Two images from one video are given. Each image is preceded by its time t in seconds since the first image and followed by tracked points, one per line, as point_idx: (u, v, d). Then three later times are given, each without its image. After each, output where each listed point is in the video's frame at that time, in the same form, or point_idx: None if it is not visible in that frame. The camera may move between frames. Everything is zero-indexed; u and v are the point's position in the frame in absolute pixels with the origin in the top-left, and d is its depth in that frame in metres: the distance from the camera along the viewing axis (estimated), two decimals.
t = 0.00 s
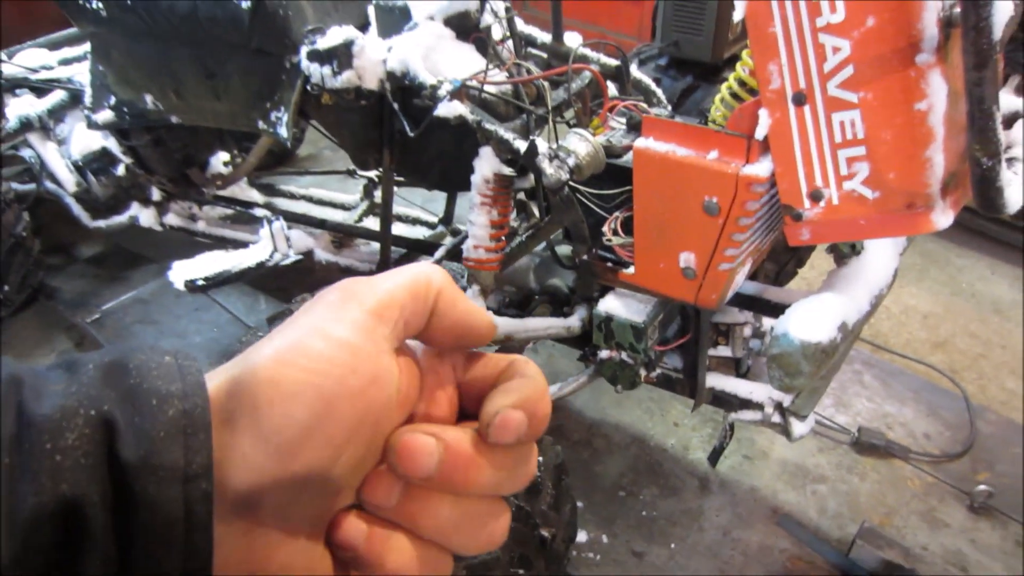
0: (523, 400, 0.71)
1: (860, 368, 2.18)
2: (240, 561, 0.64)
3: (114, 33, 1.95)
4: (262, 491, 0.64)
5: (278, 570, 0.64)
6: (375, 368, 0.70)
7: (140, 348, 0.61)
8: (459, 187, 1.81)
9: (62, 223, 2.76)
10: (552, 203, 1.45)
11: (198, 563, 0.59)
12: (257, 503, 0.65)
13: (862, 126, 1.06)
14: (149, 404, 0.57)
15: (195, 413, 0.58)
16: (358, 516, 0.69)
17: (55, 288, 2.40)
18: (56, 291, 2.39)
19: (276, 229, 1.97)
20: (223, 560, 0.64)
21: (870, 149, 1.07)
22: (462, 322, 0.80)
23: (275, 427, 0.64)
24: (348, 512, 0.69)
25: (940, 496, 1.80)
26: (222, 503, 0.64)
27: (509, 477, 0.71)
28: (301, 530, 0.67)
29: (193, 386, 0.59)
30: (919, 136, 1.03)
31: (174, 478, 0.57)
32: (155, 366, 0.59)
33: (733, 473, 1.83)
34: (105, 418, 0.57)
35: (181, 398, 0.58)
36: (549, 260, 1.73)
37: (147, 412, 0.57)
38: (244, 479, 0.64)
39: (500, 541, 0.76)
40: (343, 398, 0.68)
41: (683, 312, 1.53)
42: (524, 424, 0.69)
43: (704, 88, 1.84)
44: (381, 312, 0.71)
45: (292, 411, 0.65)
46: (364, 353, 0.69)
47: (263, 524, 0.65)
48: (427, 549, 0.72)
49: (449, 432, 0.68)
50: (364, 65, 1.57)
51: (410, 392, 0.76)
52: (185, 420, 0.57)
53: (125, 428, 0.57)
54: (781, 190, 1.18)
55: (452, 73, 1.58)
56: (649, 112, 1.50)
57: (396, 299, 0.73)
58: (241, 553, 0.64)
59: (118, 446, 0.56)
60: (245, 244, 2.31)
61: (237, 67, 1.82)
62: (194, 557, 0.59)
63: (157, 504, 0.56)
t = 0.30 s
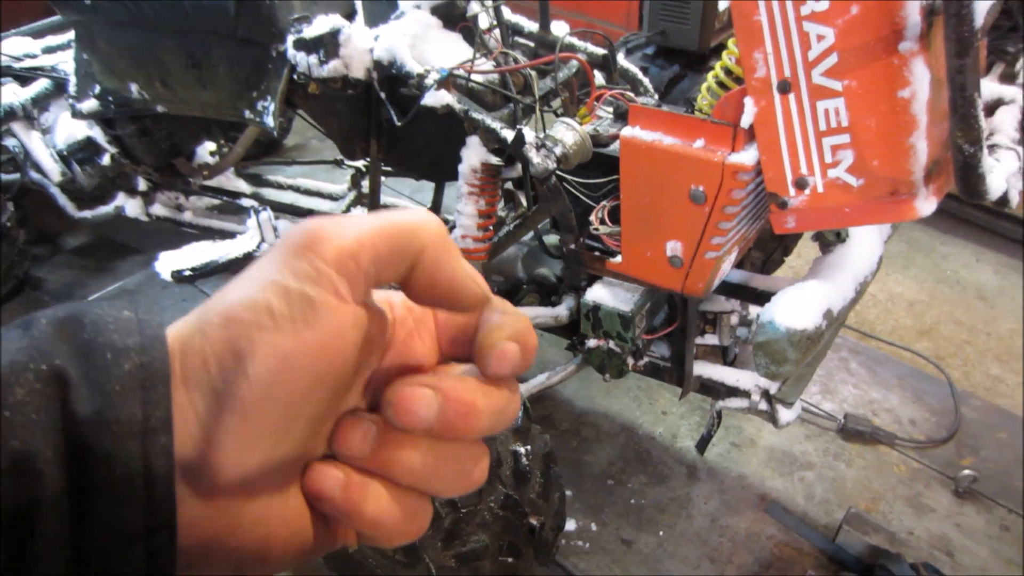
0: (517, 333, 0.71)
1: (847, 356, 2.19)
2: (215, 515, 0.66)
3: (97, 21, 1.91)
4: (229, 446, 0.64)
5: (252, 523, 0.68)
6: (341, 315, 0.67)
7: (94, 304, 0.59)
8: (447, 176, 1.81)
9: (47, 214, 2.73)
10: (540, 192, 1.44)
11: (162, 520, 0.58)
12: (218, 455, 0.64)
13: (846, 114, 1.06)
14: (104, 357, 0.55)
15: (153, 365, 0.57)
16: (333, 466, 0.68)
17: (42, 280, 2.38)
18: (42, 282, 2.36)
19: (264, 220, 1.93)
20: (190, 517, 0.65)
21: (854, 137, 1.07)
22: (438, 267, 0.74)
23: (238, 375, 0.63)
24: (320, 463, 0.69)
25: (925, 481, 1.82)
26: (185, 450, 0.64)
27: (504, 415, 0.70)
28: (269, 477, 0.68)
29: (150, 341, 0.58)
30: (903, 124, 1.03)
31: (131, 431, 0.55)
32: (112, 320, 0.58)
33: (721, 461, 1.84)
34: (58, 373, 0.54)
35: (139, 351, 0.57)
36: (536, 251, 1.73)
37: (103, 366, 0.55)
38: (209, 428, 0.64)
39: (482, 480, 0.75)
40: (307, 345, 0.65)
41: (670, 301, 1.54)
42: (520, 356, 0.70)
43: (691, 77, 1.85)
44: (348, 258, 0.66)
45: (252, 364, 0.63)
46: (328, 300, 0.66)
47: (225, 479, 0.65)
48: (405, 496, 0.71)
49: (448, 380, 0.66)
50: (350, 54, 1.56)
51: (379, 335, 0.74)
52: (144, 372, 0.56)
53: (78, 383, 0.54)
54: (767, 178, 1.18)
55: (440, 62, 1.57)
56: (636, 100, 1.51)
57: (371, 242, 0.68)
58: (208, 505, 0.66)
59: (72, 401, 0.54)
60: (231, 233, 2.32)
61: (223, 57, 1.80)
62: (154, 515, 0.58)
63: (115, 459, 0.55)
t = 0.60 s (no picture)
0: (497, 328, 0.75)
1: (835, 342, 2.20)
2: (203, 511, 0.68)
3: (77, 22, 1.90)
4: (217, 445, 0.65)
5: (240, 519, 0.70)
6: (324, 316, 0.66)
7: (75, 307, 0.59)
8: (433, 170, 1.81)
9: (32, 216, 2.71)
10: (525, 184, 1.44)
11: (147, 520, 0.59)
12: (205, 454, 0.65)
13: (828, 99, 1.05)
14: (87, 360, 0.56)
15: (135, 367, 0.58)
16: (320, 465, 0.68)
17: (28, 282, 2.35)
18: (28, 284, 2.34)
19: (249, 218, 1.91)
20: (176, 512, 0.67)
21: (836, 121, 1.06)
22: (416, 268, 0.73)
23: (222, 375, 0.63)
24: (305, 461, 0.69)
25: (915, 465, 1.83)
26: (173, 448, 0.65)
27: (482, 407, 0.72)
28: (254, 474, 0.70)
29: (132, 343, 0.59)
30: (885, 107, 1.03)
31: (114, 433, 0.56)
32: (94, 323, 0.58)
33: (712, 449, 1.85)
34: (40, 375, 0.54)
35: (120, 353, 0.57)
36: (523, 243, 1.73)
37: (84, 369, 0.56)
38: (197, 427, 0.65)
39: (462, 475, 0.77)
40: (289, 346, 0.65)
41: (658, 290, 1.53)
42: (500, 347, 0.72)
43: (674, 66, 1.86)
44: (330, 260, 0.66)
45: (236, 365, 0.63)
46: (310, 299, 0.65)
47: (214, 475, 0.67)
48: (389, 491, 0.73)
49: (429, 375, 0.68)
50: (332, 49, 1.55)
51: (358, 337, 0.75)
52: (126, 375, 0.57)
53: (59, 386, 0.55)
54: (751, 165, 1.17)
55: (422, 56, 1.58)
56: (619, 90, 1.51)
57: (352, 246, 0.68)
58: (195, 501, 0.68)
59: (54, 404, 0.55)
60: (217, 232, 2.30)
61: (204, 54, 1.78)
62: (138, 515, 0.59)
63: (99, 459, 0.56)
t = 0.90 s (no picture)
0: (477, 335, 0.73)
1: (830, 338, 2.20)
2: (184, 522, 0.64)
3: (71, 18, 1.88)
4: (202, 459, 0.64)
5: (227, 531, 0.66)
6: (304, 325, 0.69)
7: (62, 322, 0.57)
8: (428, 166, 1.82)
9: (27, 211, 2.70)
10: (519, 179, 1.44)
11: (134, 536, 0.56)
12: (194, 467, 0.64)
13: (822, 94, 1.05)
14: (74, 376, 0.53)
15: (123, 384, 0.56)
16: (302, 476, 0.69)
17: (23, 278, 2.35)
18: (23, 279, 2.34)
19: (245, 214, 1.92)
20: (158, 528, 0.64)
21: (830, 117, 1.06)
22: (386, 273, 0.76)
23: (208, 389, 0.64)
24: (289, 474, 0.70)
25: (910, 461, 1.84)
26: (158, 464, 0.63)
27: (462, 418, 0.71)
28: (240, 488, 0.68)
29: (120, 359, 0.57)
30: (877, 103, 1.02)
31: (102, 448, 0.54)
32: (82, 340, 0.56)
33: (708, 446, 1.85)
34: (27, 392, 0.52)
35: (109, 369, 0.55)
36: (518, 239, 1.77)
37: (73, 386, 0.53)
38: (184, 443, 0.64)
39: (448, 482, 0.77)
40: (272, 358, 0.66)
41: (652, 287, 1.54)
42: (481, 358, 0.71)
43: (669, 61, 1.86)
44: (304, 269, 0.69)
45: (226, 373, 0.64)
46: (290, 310, 0.68)
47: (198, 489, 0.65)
48: (374, 502, 0.72)
49: (410, 387, 0.66)
50: (326, 45, 1.54)
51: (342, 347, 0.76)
52: (112, 392, 0.55)
53: (47, 404, 0.53)
54: (744, 161, 1.16)
55: (417, 52, 1.58)
56: (613, 86, 1.50)
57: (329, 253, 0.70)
58: (178, 514, 0.64)
59: (41, 420, 0.52)
60: (212, 228, 2.30)
61: (198, 50, 1.77)
62: (125, 531, 0.56)
63: (85, 476, 0.53)
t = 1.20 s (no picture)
0: (434, 324, 0.73)
1: (826, 334, 2.20)
2: (161, 522, 0.67)
3: (67, 13, 1.88)
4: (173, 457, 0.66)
5: (202, 530, 0.68)
6: (269, 325, 0.72)
7: (36, 330, 0.58)
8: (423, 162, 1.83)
9: (25, 207, 2.71)
10: (514, 176, 1.45)
11: (109, 536, 0.57)
12: (166, 467, 0.66)
13: (812, 91, 1.05)
14: (45, 383, 0.54)
15: (95, 389, 0.56)
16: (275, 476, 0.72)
17: (20, 274, 2.35)
18: (20, 276, 2.34)
19: (241, 210, 1.93)
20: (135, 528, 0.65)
21: (820, 113, 1.06)
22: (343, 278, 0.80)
23: (177, 390, 0.66)
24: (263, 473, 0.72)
25: (904, 456, 1.84)
26: (131, 465, 0.65)
27: (425, 408, 0.71)
28: (213, 487, 0.71)
29: (92, 365, 0.57)
30: (867, 99, 1.03)
31: (73, 452, 0.55)
32: (54, 347, 0.57)
33: (703, 441, 1.85)
34: None
35: (81, 375, 0.56)
36: (513, 236, 1.77)
37: (45, 392, 0.54)
38: (155, 444, 0.65)
39: (423, 471, 0.77)
40: (237, 356, 0.69)
41: (647, 283, 1.54)
42: (437, 345, 0.71)
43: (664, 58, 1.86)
44: (265, 272, 0.73)
45: (190, 371, 0.66)
46: (255, 311, 0.71)
47: (171, 487, 0.67)
48: (350, 491, 0.73)
49: (370, 376, 0.67)
50: (321, 41, 1.55)
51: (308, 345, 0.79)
52: (86, 397, 0.56)
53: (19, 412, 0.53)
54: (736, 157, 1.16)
55: (412, 49, 1.59)
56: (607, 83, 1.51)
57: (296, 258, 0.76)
58: (153, 515, 0.66)
59: (13, 426, 0.53)
60: (209, 224, 2.31)
61: (193, 46, 1.77)
62: (99, 532, 0.56)
63: (59, 478, 0.54)
